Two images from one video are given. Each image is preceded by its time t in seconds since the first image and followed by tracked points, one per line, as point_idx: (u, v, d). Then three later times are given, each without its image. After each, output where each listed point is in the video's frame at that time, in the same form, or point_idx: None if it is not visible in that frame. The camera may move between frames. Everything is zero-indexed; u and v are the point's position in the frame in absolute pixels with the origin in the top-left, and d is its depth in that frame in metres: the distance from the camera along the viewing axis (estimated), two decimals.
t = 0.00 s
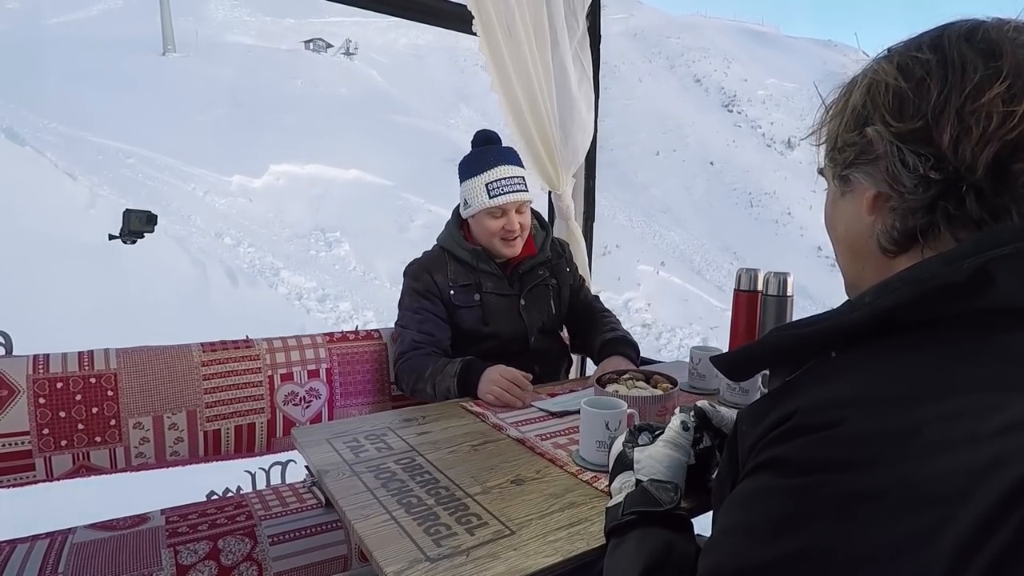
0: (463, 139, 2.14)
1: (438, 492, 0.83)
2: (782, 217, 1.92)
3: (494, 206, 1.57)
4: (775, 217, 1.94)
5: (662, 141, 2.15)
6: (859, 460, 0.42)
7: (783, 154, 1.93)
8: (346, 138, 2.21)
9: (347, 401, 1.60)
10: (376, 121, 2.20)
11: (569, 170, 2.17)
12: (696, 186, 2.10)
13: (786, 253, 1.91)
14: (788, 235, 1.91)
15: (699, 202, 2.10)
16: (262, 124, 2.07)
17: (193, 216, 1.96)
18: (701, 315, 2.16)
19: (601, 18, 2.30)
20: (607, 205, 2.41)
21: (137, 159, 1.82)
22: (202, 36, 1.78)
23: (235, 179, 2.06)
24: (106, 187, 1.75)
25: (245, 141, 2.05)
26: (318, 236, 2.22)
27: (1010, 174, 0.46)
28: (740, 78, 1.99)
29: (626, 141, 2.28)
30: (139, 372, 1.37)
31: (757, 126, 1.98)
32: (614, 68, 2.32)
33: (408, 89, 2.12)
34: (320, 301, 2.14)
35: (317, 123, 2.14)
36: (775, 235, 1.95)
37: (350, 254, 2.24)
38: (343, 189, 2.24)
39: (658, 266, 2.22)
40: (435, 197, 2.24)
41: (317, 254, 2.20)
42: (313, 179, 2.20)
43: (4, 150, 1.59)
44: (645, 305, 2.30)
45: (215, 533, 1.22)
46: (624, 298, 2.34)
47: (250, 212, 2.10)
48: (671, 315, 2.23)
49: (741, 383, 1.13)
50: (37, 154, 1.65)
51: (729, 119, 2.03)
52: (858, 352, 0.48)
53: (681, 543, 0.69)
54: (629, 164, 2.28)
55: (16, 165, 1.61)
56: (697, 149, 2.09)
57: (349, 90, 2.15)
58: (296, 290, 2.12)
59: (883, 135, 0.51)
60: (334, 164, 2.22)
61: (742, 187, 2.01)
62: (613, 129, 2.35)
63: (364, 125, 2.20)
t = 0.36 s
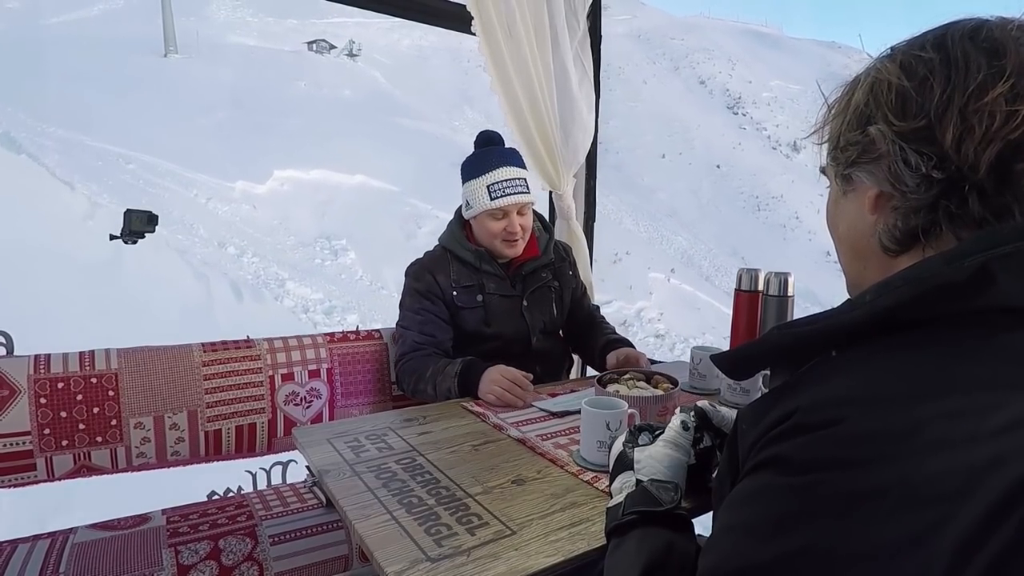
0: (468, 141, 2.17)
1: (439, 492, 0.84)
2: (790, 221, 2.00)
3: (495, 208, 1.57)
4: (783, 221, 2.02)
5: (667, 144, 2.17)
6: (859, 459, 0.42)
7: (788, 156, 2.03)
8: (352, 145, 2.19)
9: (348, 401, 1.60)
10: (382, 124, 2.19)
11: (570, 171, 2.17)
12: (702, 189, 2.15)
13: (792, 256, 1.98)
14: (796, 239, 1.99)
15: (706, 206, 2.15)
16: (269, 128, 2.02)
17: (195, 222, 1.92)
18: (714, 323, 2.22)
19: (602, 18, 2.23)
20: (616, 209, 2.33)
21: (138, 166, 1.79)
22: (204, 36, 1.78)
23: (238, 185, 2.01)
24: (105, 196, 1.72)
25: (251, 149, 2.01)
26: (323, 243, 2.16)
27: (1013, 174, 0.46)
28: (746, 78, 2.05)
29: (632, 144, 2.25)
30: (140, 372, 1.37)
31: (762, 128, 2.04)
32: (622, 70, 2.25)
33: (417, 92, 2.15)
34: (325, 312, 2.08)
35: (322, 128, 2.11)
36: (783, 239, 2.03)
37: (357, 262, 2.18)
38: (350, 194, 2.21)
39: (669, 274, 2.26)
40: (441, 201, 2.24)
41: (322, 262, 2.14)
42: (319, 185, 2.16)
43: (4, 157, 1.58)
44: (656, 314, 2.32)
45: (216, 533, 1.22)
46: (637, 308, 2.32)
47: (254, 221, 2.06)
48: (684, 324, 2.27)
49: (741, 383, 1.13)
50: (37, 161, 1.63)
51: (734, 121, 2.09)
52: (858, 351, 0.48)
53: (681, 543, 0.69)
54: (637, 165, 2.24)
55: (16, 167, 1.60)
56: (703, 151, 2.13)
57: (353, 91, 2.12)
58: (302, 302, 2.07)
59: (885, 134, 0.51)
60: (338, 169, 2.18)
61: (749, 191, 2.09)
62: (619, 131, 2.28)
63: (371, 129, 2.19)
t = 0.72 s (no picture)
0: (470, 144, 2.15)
1: (440, 492, 0.84)
2: (797, 226, 1.98)
3: (489, 201, 1.57)
4: (790, 226, 1.99)
5: (674, 147, 2.16)
6: (861, 458, 0.42)
7: (794, 161, 1.98)
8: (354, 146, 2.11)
9: (348, 401, 1.60)
10: (384, 127, 2.12)
11: (570, 171, 2.17)
12: (708, 194, 2.12)
13: (799, 260, 1.96)
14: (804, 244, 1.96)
15: (711, 210, 2.12)
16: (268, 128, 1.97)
17: (199, 232, 1.88)
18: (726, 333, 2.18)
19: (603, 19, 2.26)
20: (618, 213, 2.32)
21: (138, 173, 1.75)
22: (206, 36, 1.79)
23: (241, 192, 1.96)
24: (103, 206, 1.69)
25: (259, 158, 1.97)
26: (327, 253, 2.11)
27: (1014, 173, 0.46)
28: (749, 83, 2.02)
29: (637, 148, 2.25)
30: (140, 372, 1.37)
31: (766, 131, 2.01)
32: (626, 71, 2.26)
33: (422, 96, 2.12)
34: (332, 324, 2.03)
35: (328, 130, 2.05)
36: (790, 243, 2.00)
37: (363, 272, 2.12)
38: (354, 200, 2.14)
39: (679, 282, 2.20)
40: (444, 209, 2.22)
41: (328, 273, 2.09)
42: (322, 193, 2.09)
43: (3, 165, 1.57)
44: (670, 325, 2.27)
45: (217, 533, 1.22)
46: (650, 317, 2.28)
47: (257, 228, 2.00)
48: (698, 336, 2.21)
49: (742, 383, 1.13)
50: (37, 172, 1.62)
51: (738, 126, 2.06)
52: (861, 351, 0.48)
53: (682, 543, 0.69)
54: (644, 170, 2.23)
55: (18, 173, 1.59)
56: (708, 155, 2.11)
57: (355, 94, 2.06)
58: (308, 315, 2.03)
59: (888, 134, 0.51)
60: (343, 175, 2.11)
61: (754, 196, 2.04)
62: (625, 134, 2.30)
63: (373, 132, 2.12)
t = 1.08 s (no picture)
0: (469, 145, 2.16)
1: (440, 492, 0.84)
2: (805, 231, 1.97)
3: (486, 203, 1.57)
4: (797, 231, 1.98)
5: (678, 151, 2.17)
6: (862, 458, 0.42)
7: (799, 164, 1.97)
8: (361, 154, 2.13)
9: (349, 400, 1.60)
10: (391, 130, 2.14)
11: (570, 171, 2.17)
12: (714, 198, 2.13)
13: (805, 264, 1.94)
14: (812, 249, 1.95)
15: (717, 215, 2.13)
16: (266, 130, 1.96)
17: (199, 241, 1.87)
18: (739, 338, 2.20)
19: (603, 19, 2.25)
20: (621, 217, 2.32)
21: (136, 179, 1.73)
22: (206, 36, 1.79)
23: (243, 199, 1.96)
24: (102, 216, 1.67)
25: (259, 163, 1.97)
26: (333, 261, 2.11)
27: (1015, 173, 0.46)
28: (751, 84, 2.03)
29: (641, 151, 2.24)
30: (140, 372, 1.37)
31: (770, 134, 2.03)
32: (629, 74, 2.25)
33: (422, 98, 2.12)
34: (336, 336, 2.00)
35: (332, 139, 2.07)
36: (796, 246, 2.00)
37: (368, 281, 2.12)
38: (360, 206, 2.15)
39: (689, 290, 2.20)
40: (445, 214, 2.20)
41: (334, 283, 2.08)
42: (327, 199, 2.10)
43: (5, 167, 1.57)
44: (682, 335, 2.27)
45: (217, 533, 1.22)
46: (663, 328, 2.28)
47: (263, 237, 2.00)
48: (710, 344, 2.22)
49: (742, 383, 1.13)
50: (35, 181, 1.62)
51: (742, 128, 2.07)
52: (861, 351, 0.48)
53: (683, 543, 0.69)
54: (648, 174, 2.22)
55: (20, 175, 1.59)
56: (714, 158, 2.12)
57: (358, 97, 2.06)
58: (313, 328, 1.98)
59: (887, 134, 0.51)
60: (344, 182, 2.12)
61: (762, 201, 2.05)
62: (627, 138, 2.29)
63: (377, 136, 2.13)
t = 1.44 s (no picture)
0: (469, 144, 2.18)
1: (439, 492, 0.84)
2: (812, 234, 1.94)
3: (495, 210, 1.56)
4: (805, 234, 1.96)
5: (682, 152, 2.16)
6: (862, 458, 0.42)
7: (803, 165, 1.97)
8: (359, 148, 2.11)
9: (348, 401, 1.60)
10: (391, 132, 2.12)
11: (570, 171, 2.17)
12: (720, 200, 2.11)
13: (813, 268, 1.90)
14: (820, 252, 1.91)
15: (724, 217, 2.11)
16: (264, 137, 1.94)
17: (200, 252, 1.87)
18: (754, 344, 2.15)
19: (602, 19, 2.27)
20: (627, 220, 2.32)
21: (134, 186, 1.72)
22: (206, 36, 1.78)
23: (246, 206, 1.96)
24: (99, 227, 1.67)
25: (263, 168, 1.96)
26: (338, 269, 2.10)
27: (1014, 173, 0.46)
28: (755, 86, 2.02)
29: (647, 152, 2.24)
30: (140, 372, 1.37)
31: (774, 135, 2.01)
32: (632, 74, 2.25)
33: (424, 99, 2.13)
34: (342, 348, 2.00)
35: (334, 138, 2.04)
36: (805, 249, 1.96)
37: (374, 290, 2.12)
38: (365, 211, 2.15)
39: (699, 296, 2.18)
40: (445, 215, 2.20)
41: (340, 292, 2.09)
42: (331, 204, 2.09)
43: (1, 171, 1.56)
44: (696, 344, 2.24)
45: (217, 533, 1.22)
46: (675, 337, 2.26)
47: (266, 245, 2.00)
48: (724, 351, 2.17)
49: (741, 383, 1.13)
50: (29, 188, 1.60)
51: (746, 129, 2.07)
52: (860, 351, 0.48)
53: (682, 543, 0.69)
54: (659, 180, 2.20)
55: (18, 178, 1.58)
56: (719, 160, 2.11)
57: (359, 99, 2.06)
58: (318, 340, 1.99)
59: (887, 135, 0.51)
60: (353, 187, 2.12)
61: (768, 203, 2.03)
62: (631, 139, 2.28)
63: (378, 138, 2.11)
